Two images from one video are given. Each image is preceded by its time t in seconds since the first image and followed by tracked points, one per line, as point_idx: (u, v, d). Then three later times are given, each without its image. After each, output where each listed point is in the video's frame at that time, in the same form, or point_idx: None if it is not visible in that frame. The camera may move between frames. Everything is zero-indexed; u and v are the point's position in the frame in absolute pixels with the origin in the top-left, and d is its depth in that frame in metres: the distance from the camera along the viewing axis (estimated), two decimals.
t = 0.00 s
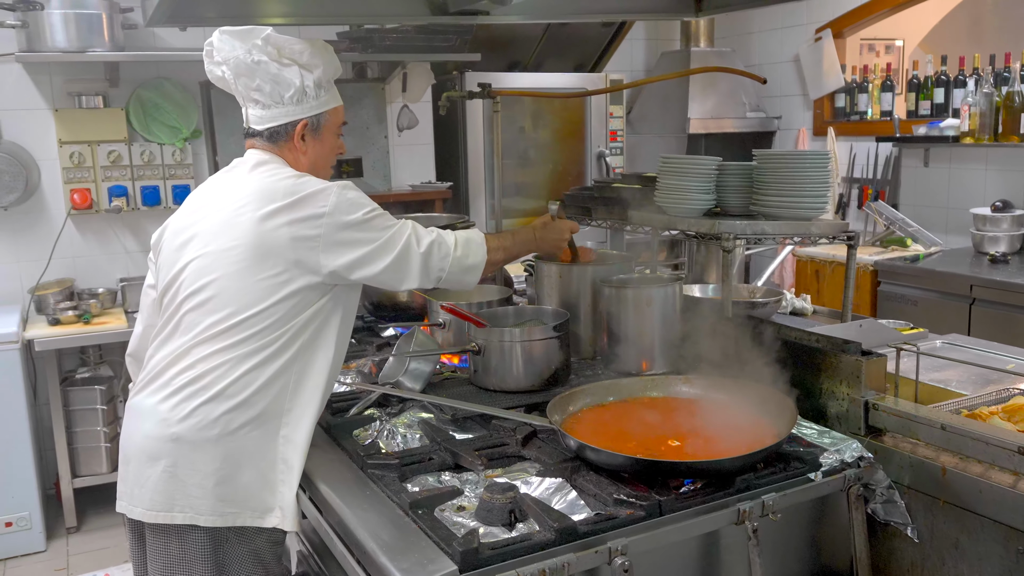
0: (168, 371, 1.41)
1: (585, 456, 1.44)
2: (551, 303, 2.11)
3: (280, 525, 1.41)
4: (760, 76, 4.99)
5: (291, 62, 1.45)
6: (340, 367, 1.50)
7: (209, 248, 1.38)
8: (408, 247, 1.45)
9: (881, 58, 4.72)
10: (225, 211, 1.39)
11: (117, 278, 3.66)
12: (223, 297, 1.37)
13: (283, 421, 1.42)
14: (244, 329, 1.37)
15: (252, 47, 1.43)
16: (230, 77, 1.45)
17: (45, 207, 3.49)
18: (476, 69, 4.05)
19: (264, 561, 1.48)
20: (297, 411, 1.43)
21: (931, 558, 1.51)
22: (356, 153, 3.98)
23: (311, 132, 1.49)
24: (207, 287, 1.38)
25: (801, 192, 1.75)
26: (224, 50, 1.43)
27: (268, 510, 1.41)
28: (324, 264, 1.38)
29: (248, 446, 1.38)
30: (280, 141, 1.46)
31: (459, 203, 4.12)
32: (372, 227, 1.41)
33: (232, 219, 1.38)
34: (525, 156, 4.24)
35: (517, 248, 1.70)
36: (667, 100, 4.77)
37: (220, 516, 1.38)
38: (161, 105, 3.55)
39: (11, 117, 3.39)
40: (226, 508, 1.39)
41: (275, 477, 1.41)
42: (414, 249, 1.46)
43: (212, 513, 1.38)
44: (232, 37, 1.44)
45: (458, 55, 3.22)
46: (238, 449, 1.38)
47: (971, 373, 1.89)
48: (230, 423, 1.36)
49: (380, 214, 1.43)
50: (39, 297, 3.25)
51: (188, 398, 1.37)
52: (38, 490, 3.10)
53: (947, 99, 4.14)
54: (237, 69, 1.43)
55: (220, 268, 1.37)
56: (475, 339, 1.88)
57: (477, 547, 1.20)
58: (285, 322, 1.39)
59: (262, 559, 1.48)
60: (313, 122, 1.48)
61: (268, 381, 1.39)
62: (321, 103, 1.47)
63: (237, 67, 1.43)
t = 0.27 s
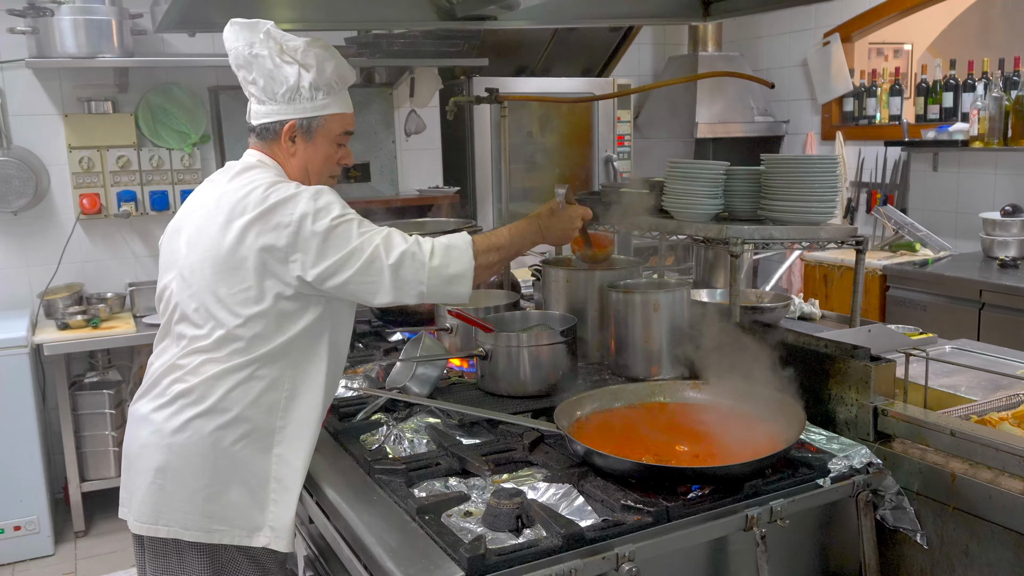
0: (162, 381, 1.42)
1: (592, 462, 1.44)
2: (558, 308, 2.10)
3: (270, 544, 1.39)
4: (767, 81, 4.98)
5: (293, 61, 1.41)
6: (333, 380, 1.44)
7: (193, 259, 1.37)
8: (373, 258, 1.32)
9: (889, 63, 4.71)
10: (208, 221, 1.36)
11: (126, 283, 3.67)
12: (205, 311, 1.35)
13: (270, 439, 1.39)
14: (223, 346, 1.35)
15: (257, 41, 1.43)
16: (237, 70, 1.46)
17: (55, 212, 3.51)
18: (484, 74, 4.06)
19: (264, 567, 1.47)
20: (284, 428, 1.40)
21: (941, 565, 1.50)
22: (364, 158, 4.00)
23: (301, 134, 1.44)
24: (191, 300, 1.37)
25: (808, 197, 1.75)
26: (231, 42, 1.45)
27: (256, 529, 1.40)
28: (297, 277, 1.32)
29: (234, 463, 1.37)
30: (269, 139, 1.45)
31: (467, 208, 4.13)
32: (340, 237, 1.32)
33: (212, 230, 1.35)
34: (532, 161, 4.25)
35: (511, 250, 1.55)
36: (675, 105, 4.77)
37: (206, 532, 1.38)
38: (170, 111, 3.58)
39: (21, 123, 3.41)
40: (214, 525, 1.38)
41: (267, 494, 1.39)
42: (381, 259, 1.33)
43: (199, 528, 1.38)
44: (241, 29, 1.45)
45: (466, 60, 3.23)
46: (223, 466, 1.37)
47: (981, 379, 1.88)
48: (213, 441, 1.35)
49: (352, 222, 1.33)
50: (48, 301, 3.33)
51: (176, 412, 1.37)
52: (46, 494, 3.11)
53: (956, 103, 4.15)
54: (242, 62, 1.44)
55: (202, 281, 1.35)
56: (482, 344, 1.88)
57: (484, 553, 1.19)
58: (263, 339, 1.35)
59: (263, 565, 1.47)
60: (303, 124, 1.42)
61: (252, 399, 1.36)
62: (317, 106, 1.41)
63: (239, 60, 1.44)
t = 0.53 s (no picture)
0: (140, 386, 1.44)
1: (594, 464, 1.43)
2: (560, 310, 2.10)
3: (233, 562, 1.39)
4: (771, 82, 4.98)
5: (294, 67, 1.40)
6: (304, 399, 1.40)
7: (166, 265, 1.37)
8: (315, 269, 1.20)
9: (893, 63, 4.70)
10: (179, 227, 1.35)
11: (129, 285, 3.68)
12: (174, 320, 1.35)
13: (235, 456, 1.37)
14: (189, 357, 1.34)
15: (263, 44, 1.43)
16: (244, 72, 1.47)
17: (58, 215, 3.51)
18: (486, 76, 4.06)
19: None
20: (250, 447, 1.38)
21: (945, 567, 1.49)
22: (367, 160, 4.00)
23: (293, 142, 1.41)
24: (164, 307, 1.37)
25: (812, 198, 1.75)
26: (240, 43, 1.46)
27: (221, 546, 1.40)
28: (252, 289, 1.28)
29: (199, 479, 1.37)
30: (263, 145, 1.44)
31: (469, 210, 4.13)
32: (289, 246, 1.23)
33: (181, 237, 1.34)
34: (535, 162, 4.25)
35: (477, 286, 1.28)
36: (678, 106, 4.76)
37: (171, 545, 1.39)
38: (173, 113, 3.58)
39: (24, 126, 3.42)
40: (179, 538, 1.39)
41: (232, 513, 1.39)
42: (323, 271, 1.20)
43: (165, 540, 1.39)
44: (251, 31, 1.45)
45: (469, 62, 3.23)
46: (190, 481, 1.37)
47: (986, 380, 1.87)
48: (179, 454, 1.36)
49: (306, 231, 1.24)
50: (53, 304, 3.34)
51: (147, 421, 1.39)
52: (50, 497, 3.12)
53: (959, 104, 4.13)
54: (248, 64, 1.45)
55: (172, 289, 1.35)
56: (485, 346, 1.87)
57: (485, 556, 1.19)
58: (225, 354, 1.33)
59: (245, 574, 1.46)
60: (294, 132, 1.40)
61: (216, 415, 1.35)
62: (311, 115, 1.39)
63: (244, 62, 1.45)
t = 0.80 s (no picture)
0: (126, 391, 1.43)
1: (596, 466, 1.43)
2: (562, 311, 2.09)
3: None
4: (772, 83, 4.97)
5: (305, 80, 1.39)
6: (288, 427, 1.40)
7: (160, 272, 1.37)
8: (304, 288, 1.19)
9: (895, 65, 4.70)
10: (176, 234, 1.36)
11: (131, 287, 3.69)
12: (163, 328, 1.35)
13: (212, 478, 1.37)
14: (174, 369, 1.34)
15: (272, 54, 1.42)
16: (252, 81, 1.46)
17: (60, 217, 3.52)
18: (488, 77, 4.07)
19: None
20: (228, 470, 1.37)
21: (947, 570, 1.49)
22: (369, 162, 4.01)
23: (303, 156, 1.41)
24: (154, 314, 1.37)
25: (813, 200, 1.75)
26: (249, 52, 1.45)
27: (189, 566, 1.40)
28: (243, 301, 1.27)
29: (174, 496, 1.36)
30: (272, 157, 1.44)
31: (471, 211, 4.13)
32: (282, 262, 1.22)
33: (176, 246, 1.34)
34: (536, 164, 4.25)
35: (469, 330, 1.30)
36: (680, 107, 4.76)
37: (139, 560, 1.39)
38: (175, 114, 3.58)
39: (26, 128, 3.42)
40: (148, 554, 1.39)
41: (205, 534, 1.39)
42: (312, 290, 1.19)
43: (132, 554, 1.39)
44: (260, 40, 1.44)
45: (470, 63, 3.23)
46: (164, 497, 1.37)
47: (988, 382, 1.86)
48: (155, 468, 1.36)
49: (302, 249, 1.23)
50: (54, 306, 3.32)
51: (128, 428, 1.38)
52: (51, 498, 3.12)
53: (961, 105, 4.12)
54: (257, 74, 1.44)
55: (163, 297, 1.35)
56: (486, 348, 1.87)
57: (486, 558, 1.19)
58: (210, 371, 1.33)
59: None
60: (305, 146, 1.40)
61: (198, 434, 1.35)
62: (321, 129, 1.38)
63: (252, 71, 1.44)
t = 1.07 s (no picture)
0: (130, 398, 1.43)
1: (598, 468, 1.43)
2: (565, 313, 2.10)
3: None
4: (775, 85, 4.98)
5: (305, 76, 1.40)
6: (300, 431, 1.40)
7: (164, 276, 1.37)
8: (322, 288, 1.22)
9: (898, 67, 4.69)
10: (182, 237, 1.36)
11: (134, 288, 3.69)
12: (170, 333, 1.35)
13: (226, 484, 1.36)
14: (183, 374, 1.34)
15: (268, 53, 1.42)
16: (246, 81, 1.45)
17: (64, 218, 3.53)
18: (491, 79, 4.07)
19: None
20: (242, 477, 1.37)
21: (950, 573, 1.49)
22: (372, 163, 4.02)
23: (306, 153, 1.41)
24: (159, 318, 1.37)
25: (816, 202, 1.74)
26: (243, 52, 1.44)
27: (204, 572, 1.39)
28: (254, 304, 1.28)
29: (187, 504, 1.36)
30: (272, 156, 1.43)
31: (474, 213, 4.13)
32: (297, 264, 1.24)
33: (183, 251, 1.34)
34: (539, 166, 4.26)
35: (478, 307, 1.33)
36: (683, 109, 4.76)
37: (154, 567, 1.39)
38: (178, 116, 3.59)
39: (29, 130, 3.43)
40: (162, 561, 1.39)
41: (220, 541, 1.38)
42: (330, 291, 1.22)
43: (147, 562, 1.39)
44: (253, 39, 1.43)
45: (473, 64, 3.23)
46: (177, 504, 1.36)
47: (992, 385, 1.86)
48: (167, 475, 1.35)
49: (314, 249, 1.26)
50: (57, 307, 3.34)
51: (135, 436, 1.38)
52: (54, 499, 3.12)
53: (964, 107, 4.11)
54: (251, 74, 1.43)
55: (169, 301, 1.35)
56: (489, 350, 1.88)
57: (489, 560, 1.19)
58: (221, 375, 1.33)
59: None
60: (308, 143, 1.40)
61: (211, 440, 1.35)
62: (324, 124, 1.39)
63: (248, 71, 1.42)
